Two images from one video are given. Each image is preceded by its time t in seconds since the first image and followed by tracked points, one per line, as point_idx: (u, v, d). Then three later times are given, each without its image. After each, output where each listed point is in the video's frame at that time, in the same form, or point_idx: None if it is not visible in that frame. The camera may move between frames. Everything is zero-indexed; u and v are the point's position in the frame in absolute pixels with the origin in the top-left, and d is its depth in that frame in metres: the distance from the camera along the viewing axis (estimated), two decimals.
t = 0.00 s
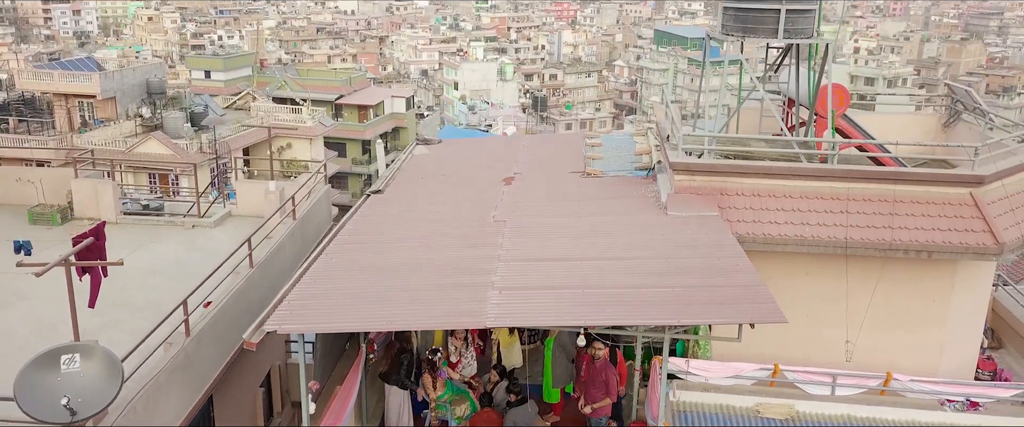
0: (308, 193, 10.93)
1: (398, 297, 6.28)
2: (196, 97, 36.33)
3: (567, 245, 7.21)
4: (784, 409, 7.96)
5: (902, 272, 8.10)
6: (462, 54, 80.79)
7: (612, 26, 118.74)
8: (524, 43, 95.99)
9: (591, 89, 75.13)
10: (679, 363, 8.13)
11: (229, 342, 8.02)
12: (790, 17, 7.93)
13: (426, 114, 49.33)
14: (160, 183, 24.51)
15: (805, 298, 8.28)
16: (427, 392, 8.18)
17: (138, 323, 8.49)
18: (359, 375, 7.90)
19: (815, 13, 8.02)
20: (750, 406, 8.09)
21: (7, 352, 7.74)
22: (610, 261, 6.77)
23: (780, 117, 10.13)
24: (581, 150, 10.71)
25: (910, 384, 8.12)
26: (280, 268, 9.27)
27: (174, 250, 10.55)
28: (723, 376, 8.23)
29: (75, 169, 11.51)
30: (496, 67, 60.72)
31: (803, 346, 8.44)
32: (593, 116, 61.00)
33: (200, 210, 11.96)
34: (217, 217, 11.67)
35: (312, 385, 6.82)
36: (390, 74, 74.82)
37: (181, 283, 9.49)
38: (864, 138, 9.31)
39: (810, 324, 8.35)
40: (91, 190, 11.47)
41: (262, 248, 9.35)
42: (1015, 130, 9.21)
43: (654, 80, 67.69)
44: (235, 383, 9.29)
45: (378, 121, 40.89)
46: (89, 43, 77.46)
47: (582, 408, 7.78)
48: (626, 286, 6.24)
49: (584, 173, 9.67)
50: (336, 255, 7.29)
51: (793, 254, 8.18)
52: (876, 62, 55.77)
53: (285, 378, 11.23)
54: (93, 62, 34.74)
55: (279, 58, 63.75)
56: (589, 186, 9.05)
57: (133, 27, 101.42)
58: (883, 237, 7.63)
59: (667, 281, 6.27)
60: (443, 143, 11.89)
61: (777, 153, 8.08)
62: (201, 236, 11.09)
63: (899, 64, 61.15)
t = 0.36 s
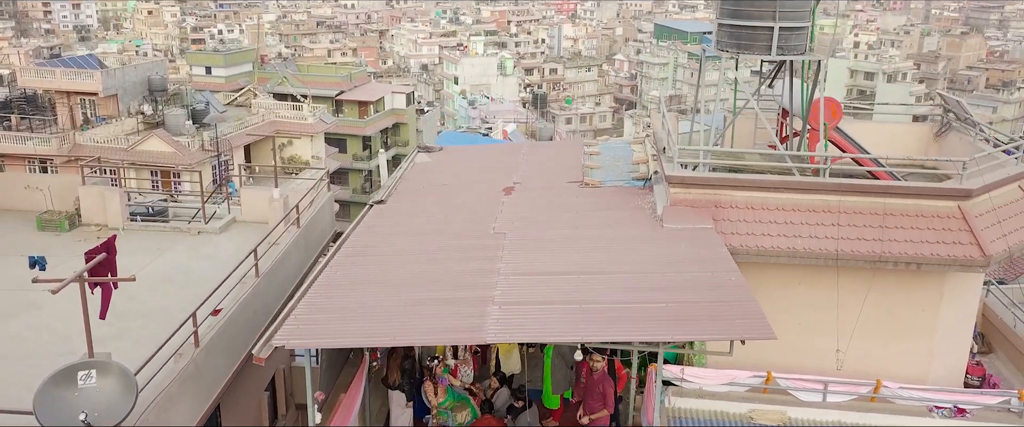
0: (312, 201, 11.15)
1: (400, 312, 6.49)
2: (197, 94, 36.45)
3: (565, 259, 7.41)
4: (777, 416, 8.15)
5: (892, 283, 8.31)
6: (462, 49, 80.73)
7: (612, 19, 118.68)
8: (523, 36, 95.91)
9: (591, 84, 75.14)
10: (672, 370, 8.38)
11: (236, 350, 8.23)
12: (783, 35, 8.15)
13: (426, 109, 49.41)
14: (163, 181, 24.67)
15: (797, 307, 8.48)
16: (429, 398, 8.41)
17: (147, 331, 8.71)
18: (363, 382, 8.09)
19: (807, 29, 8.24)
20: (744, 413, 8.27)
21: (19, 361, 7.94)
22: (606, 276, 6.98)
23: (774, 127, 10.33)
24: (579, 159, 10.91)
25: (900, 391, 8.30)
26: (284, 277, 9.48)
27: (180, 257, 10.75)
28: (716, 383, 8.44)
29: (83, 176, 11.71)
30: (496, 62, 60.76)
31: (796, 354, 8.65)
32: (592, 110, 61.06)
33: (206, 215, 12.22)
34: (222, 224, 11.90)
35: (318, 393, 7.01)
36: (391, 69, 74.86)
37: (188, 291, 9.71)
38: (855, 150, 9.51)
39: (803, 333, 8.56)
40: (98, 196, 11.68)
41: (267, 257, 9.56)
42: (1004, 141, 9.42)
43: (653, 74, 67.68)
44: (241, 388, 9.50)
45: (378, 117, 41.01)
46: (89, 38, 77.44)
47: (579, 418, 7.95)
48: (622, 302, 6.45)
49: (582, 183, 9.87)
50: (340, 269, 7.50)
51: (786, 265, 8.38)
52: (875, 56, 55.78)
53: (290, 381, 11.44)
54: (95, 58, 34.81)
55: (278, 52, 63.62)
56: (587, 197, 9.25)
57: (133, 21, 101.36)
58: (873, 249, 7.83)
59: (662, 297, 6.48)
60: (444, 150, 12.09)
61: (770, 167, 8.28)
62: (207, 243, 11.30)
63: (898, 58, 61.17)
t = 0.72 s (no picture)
0: (316, 203, 11.39)
1: (403, 321, 6.74)
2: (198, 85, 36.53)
3: (563, 266, 7.66)
4: (768, 416, 8.35)
5: (881, 287, 8.55)
6: (462, 37, 80.66)
7: (613, 7, 118.47)
8: (524, 24, 95.80)
9: (591, 72, 75.10)
10: (668, 372, 8.52)
11: (245, 353, 8.49)
12: (776, 47, 8.37)
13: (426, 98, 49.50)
14: (165, 174, 24.85)
15: (789, 311, 8.73)
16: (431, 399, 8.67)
17: (157, 333, 8.99)
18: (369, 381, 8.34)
19: (800, 41, 8.47)
20: (736, 413, 8.49)
21: (35, 363, 8.21)
22: (603, 284, 7.22)
23: (768, 133, 10.56)
24: (577, 163, 11.14)
25: (889, 392, 8.52)
26: (290, 280, 9.73)
27: (187, 259, 11.00)
28: (708, 385, 8.66)
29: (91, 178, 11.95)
30: (496, 50, 60.69)
31: (788, 356, 8.90)
32: (592, 98, 61.11)
33: (213, 215, 12.49)
34: (228, 224, 12.16)
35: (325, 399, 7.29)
36: (391, 57, 74.79)
37: (196, 292, 9.96)
38: (849, 159, 9.71)
39: (794, 335, 8.80)
40: (106, 198, 11.93)
41: (273, 260, 9.80)
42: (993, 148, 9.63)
43: (653, 62, 67.65)
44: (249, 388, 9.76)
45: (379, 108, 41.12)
46: (88, 25, 77.34)
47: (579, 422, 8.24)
48: (617, 310, 6.70)
49: (580, 187, 10.08)
50: (345, 275, 7.75)
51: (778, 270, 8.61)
52: (875, 44, 55.78)
53: (295, 377, 11.67)
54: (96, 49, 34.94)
55: (278, 41, 63.71)
56: (585, 202, 9.49)
57: (132, 8, 101.08)
58: (863, 256, 8.07)
59: (656, 307, 6.72)
60: (445, 152, 12.31)
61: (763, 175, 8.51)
62: (213, 244, 11.54)
63: (898, 47, 61.18)
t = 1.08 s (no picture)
0: (319, 199, 11.60)
1: (406, 322, 6.97)
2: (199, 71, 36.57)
3: (561, 268, 7.89)
4: (760, 410, 8.55)
5: (872, 285, 8.77)
6: (462, 20, 80.45)
7: None
8: (524, 7, 95.51)
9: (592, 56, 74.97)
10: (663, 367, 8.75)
11: (252, 350, 8.72)
12: (771, 51, 8.63)
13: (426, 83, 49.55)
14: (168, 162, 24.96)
15: (782, 309, 8.97)
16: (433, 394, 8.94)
17: (166, 329, 9.22)
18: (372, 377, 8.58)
19: (793, 46, 8.74)
20: (730, 407, 8.68)
21: (49, 360, 8.46)
22: (600, 286, 7.44)
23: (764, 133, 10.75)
24: (576, 161, 11.34)
25: (879, 387, 8.73)
26: (295, 277, 9.95)
27: (193, 255, 11.22)
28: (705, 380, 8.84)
29: (98, 174, 12.16)
30: (496, 34, 60.57)
31: (781, 352, 9.14)
32: (592, 83, 61.09)
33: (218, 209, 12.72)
34: (233, 219, 12.38)
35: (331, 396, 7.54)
36: (390, 41, 74.63)
37: (203, 288, 10.20)
38: (843, 160, 9.91)
39: (787, 332, 9.04)
40: (113, 193, 12.14)
41: (278, 258, 10.02)
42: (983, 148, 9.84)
43: (653, 46, 67.55)
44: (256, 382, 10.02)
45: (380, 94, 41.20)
46: (88, 8, 77.13)
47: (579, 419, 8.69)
48: (613, 313, 6.92)
49: (579, 186, 10.29)
50: (350, 276, 7.98)
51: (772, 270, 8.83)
52: (875, 28, 55.73)
53: (300, 369, 11.93)
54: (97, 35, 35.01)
55: (278, 25, 63.61)
56: (584, 202, 9.70)
57: None
58: (854, 256, 8.28)
59: (652, 309, 6.96)
60: (446, 149, 12.52)
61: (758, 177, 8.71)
62: (218, 239, 11.76)
63: (899, 32, 61.10)
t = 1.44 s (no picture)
0: (322, 195, 11.78)
1: (408, 322, 7.17)
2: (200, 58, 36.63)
3: (559, 267, 8.08)
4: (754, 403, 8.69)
5: (864, 281, 8.97)
6: (462, 4, 80.24)
7: None
8: None
9: (592, 41, 74.83)
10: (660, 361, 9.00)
11: (258, 345, 8.94)
12: (765, 53, 8.77)
13: (426, 69, 49.57)
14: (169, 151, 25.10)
15: (777, 305, 9.17)
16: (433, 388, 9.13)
17: (173, 325, 9.43)
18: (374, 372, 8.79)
19: (788, 47, 8.88)
20: (724, 400, 8.84)
21: (59, 356, 8.67)
22: (596, 285, 7.63)
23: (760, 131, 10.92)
24: (575, 157, 11.51)
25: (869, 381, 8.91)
26: (299, 272, 10.15)
27: (198, 249, 11.41)
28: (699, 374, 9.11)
29: (104, 169, 12.34)
30: (496, 19, 60.44)
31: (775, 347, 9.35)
32: (593, 68, 61.04)
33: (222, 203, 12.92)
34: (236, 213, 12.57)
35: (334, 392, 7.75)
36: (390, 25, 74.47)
37: (208, 284, 10.40)
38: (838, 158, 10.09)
39: (781, 328, 9.25)
40: (119, 188, 12.33)
41: (282, 254, 10.21)
42: (976, 146, 10.01)
43: (654, 30, 67.43)
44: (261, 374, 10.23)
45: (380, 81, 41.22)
46: None
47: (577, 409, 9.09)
48: (609, 313, 7.12)
49: (578, 183, 10.47)
50: (353, 275, 8.17)
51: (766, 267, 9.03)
52: (876, 12, 55.67)
53: (304, 361, 12.14)
54: (98, 22, 35.04)
55: (277, 9, 63.44)
56: (582, 199, 9.88)
57: None
58: (846, 254, 8.47)
59: (646, 309, 7.14)
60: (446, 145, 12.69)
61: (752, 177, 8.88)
62: (222, 234, 11.95)
63: (900, 17, 60.93)
